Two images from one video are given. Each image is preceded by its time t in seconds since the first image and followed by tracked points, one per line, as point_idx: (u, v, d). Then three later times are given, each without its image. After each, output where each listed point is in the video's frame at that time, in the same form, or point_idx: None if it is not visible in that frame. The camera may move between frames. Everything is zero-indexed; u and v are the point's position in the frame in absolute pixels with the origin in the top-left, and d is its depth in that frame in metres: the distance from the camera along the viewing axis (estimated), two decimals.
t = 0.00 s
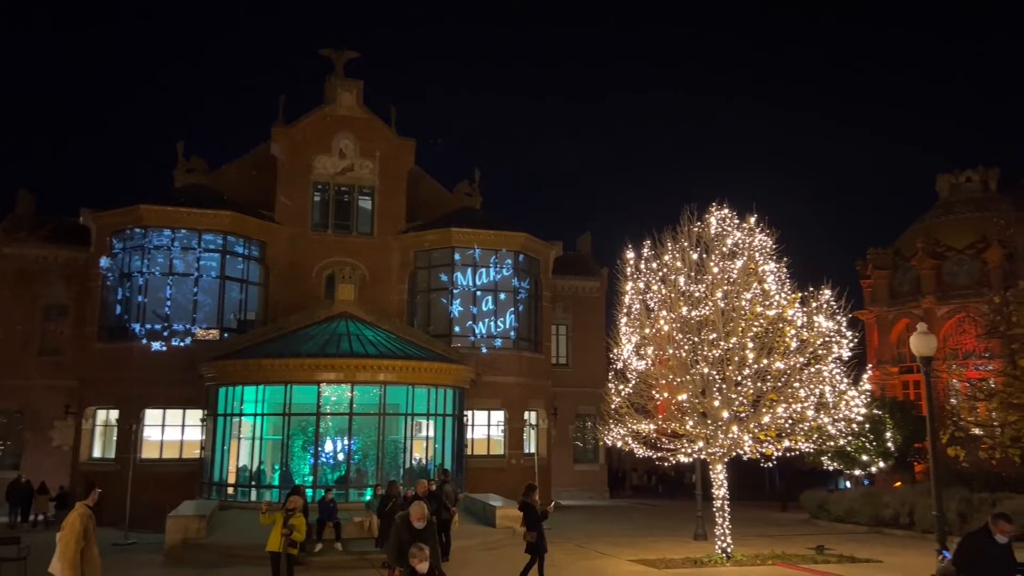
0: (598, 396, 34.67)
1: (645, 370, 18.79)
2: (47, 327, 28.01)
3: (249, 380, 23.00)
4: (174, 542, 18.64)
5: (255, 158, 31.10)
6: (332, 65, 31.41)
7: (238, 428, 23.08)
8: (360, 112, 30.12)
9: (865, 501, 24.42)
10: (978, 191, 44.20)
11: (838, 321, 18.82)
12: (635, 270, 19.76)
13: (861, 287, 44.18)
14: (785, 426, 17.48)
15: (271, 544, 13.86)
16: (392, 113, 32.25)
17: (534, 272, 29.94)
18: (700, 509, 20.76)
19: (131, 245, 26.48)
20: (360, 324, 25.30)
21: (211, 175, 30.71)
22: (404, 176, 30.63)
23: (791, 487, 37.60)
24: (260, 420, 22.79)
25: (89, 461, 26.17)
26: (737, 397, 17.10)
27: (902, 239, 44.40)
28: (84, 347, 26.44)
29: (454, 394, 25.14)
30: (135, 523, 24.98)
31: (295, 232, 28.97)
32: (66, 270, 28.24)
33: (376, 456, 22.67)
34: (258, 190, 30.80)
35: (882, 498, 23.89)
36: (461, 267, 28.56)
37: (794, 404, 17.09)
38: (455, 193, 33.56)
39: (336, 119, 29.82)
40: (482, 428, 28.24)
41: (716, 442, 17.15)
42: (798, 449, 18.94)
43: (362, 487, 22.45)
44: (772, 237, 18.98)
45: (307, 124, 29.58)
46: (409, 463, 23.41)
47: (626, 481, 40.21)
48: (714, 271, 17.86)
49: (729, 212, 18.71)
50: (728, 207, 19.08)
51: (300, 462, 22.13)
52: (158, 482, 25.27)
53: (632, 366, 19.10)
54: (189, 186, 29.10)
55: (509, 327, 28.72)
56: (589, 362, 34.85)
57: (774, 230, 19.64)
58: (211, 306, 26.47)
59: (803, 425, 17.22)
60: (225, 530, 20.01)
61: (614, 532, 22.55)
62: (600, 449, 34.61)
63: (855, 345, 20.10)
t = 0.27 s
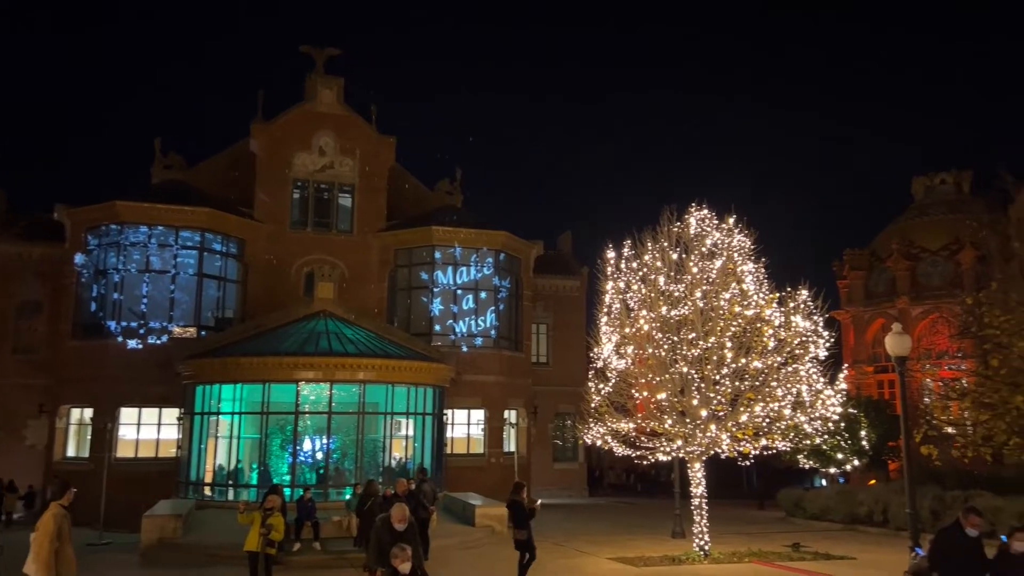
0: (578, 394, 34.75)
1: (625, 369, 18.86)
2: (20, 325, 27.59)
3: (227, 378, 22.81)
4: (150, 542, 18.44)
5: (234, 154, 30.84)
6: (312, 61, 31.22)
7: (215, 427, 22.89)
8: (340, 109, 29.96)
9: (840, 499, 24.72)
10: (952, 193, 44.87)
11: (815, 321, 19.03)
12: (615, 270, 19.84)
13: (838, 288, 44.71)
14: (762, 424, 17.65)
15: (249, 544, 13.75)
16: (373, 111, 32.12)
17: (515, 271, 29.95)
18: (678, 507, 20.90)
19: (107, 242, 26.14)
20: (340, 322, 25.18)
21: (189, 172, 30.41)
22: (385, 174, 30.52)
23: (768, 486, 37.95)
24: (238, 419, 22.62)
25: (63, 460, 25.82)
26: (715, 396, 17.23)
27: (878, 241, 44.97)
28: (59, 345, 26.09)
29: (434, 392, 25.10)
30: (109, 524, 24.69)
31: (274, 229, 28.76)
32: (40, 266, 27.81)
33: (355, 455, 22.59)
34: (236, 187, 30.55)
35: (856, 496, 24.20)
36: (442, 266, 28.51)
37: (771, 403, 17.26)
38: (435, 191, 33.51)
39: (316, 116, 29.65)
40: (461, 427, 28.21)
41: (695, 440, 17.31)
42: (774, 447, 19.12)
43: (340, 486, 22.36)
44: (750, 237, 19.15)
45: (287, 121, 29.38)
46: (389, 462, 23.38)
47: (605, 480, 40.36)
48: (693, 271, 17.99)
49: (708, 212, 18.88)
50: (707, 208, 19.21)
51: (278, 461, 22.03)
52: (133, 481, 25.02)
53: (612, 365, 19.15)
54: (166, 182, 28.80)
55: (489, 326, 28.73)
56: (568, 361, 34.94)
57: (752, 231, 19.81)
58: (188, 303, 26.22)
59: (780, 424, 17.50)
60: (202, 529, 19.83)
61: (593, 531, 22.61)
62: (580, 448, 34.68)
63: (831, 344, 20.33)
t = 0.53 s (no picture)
0: (557, 393, 34.81)
1: (603, 368, 18.84)
2: None
3: (203, 377, 22.56)
4: (124, 542, 18.22)
5: (211, 150, 30.54)
6: (291, 57, 30.98)
7: (191, 426, 22.65)
8: (319, 105, 29.76)
9: (815, 497, 25.00)
10: (927, 195, 45.50)
11: (791, 321, 19.20)
12: (595, 269, 19.89)
13: (814, 288, 45.19)
14: (739, 423, 17.79)
15: (227, 544, 13.61)
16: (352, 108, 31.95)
17: (495, 270, 29.92)
18: (656, 505, 21.02)
19: (81, 238, 25.76)
20: (318, 321, 25.01)
21: (165, 168, 30.05)
22: (364, 171, 30.37)
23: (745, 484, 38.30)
24: (214, 418, 22.39)
25: (35, 460, 25.36)
26: (692, 395, 17.36)
27: (854, 241, 45.50)
28: (30, 342, 25.66)
29: (413, 391, 25.02)
30: (82, 524, 24.36)
31: (252, 226, 28.53)
32: (11, 262, 27.32)
33: (333, 454, 22.46)
34: (214, 184, 30.25)
35: (831, 494, 24.49)
36: (421, 264, 28.42)
37: (748, 402, 17.40)
38: (416, 189, 33.41)
39: (295, 113, 29.43)
40: (440, 426, 28.15)
41: (672, 439, 17.42)
42: (751, 446, 19.27)
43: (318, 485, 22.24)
44: (729, 238, 19.28)
45: (265, 117, 29.13)
46: (366, 461, 23.30)
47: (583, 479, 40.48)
48: (672, 271, 18.10)
49: (687, 213, 19.04)
50: (686, 208, 19.32)
51: (255, 460, 21.86)
52: (107, 481, 24.72)
53: (591, 364, 19.18)
54: (142, 178, 28.45)
55: (469, 325, 28.69)
56: (548, 359, 34.99)
57: (730, 231, 19.95)
58: (163, 301, 25.93)
59: (756, 423, 17.67)
60: (177, 529, 19.63)
61: (572, 529, 22.65)
62: (559, 447, 34.74)
63: (807, 344, 20.53)
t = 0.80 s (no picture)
0: (533, 393, 34.86)
1: (580, 368, 18.81)
2: None
3: (176, 375, 22.28)
4: (95, 542, 17.99)
5: (186, 146, 30.18)
6: (267, 53, 30.69)
7: (164, 425, 22.39)
8: (296, 102, 29.51)
9: (788, 495, 25.31)
10: (898, 197, 46.18)
11: (765, 321, 19.39)
12: (572, 269, 19.94)
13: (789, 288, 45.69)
14: (713, 422, 17.93)
15: (198, 545, 13.46)
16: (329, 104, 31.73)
17: (473, 269, 29.88)
18: (631, 504, 21.15)
19: (51, 234, 25.35)
20: (293, 319, 24.81)
21: (138, 164, 29.65)
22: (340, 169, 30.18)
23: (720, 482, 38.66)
24: (187, 417, 22.15)
25: (3, 459, 24.76)
26: (668, 394, 17.47)
27: (827, 243, 46.07)
28: None
29: (389, 390, 24.92)
30: (51, 525, 23.98)
31: (227, 224, 28.24)
32: None
33: (308, 454, 22.32)
34: (188, 180, 29.90)
35: (804, 492, 24.80)
36: (398, 263, 28.30)
37: (723, 401, 17.55)
38: (393, 187, 33.28)
39: (271, 110, 29.15)
40: (417, 425, 28.05)
41: (648, 438, 17.51)
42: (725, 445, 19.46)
43: (293, 485, 22.09)
44: (704, 238, 19.43)
45: (240, 113, 28.84)
46: (342, 461, 23.20)
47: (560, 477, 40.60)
48: (648, 271, 18.20)
49: (664, 213, 19.14)
50: (663, 208, 19.44)
51: (229, 460, 21.65)
52: (77, 481, 24.35)
53: (568, 363, 19.22)
54: (114, 173, 28.03)
55: (446, 324, 28.64)
56: (525, 358, 35.03)
57: (706, 231, 20.11)
58: (136, 298, 25.61)
59: (731, 422, 17.85)
60: (149, 530, 19.41)
61: (549, 528, 22.70)
62: (535, 446, 34.78)
63: (781, 343, 20.75)
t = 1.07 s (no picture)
0: (509, 392, 34.86)
1: (557, 367, 18.90)
2: None
3: (147, 374, 21.97)
4: (63, 543, 17.66)
5: (158, 142, 29.76)
6: (242, 49, 30.35)
7: (134, 424, 22.08)
8: (270, 98, 29.22)
9: (761, 493, 25.60)
10: (870, 200, 46.82)
11: (739, 321, 19.56)
12: (549, 268, 19.97)
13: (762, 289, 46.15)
14: (688, 421, 18.05)
15: (169, 546, 13.30)
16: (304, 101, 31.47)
17: (449, 268, 29.80)
18: (606, 503, 21.23)
19: (19, 230, 24.87)
20: (267, 317, 24.58)
21: (109, 159, 29.18)
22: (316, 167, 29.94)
23: (694, 481, 38.98)
24: (158, 416, 21.87)
25: None
26: (643, 393, 17.57)
27: (800, 244, 46.60)
28: None
29: (364, 390, 24.78)
30: (18, 525, 23.56)
31: (200, 220, 27.91)
32: None
33: (282, 453, 22.16)
34: (160, 176, 29.49)
35: (776, 491, 25.10)
36: (374, 261, 28.14)
37: (697, 400, 17.68)
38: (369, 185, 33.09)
39: (246, 106, 28.85)
40: (392, 425, 27.92)
41: (623, 437, 17.59)
42: (699, 444, 19.59)
43: (266, 485, 21.93)
44: (680, 238, 19.56)
45: (214, 109, 28.51)
46: (316, 460, 23.04)
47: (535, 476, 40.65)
48: (624, 271, 18.29)
49: (640, 214, 19.24)
50: (639, 209, 19.54)
51: (201, 460, 21.42)
52: (45, 481, 23.91)
53: (544, 362, 19.22)
54: (84, 169, 27.56)
55: (422, 323, 28.55)
56: (501, 357, 35.01)
57: (681, 232, 20.23)
58: (106, 296, 25.23)
59: (705, 421, 17.98)
60: (119, 530, 19.12)
61: (524, 527, 22.70)
62: (511, 445, 34.77)
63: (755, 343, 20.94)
